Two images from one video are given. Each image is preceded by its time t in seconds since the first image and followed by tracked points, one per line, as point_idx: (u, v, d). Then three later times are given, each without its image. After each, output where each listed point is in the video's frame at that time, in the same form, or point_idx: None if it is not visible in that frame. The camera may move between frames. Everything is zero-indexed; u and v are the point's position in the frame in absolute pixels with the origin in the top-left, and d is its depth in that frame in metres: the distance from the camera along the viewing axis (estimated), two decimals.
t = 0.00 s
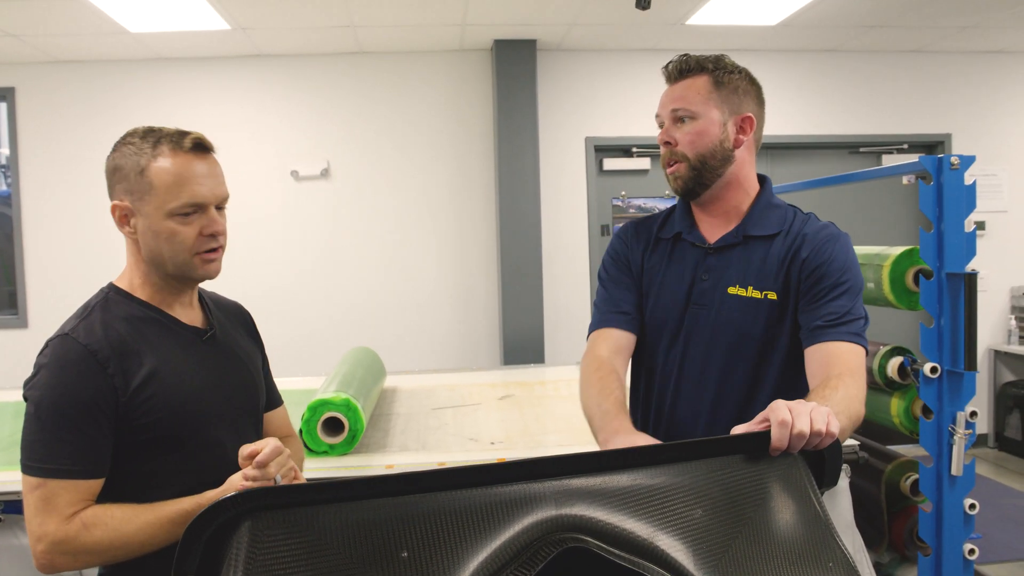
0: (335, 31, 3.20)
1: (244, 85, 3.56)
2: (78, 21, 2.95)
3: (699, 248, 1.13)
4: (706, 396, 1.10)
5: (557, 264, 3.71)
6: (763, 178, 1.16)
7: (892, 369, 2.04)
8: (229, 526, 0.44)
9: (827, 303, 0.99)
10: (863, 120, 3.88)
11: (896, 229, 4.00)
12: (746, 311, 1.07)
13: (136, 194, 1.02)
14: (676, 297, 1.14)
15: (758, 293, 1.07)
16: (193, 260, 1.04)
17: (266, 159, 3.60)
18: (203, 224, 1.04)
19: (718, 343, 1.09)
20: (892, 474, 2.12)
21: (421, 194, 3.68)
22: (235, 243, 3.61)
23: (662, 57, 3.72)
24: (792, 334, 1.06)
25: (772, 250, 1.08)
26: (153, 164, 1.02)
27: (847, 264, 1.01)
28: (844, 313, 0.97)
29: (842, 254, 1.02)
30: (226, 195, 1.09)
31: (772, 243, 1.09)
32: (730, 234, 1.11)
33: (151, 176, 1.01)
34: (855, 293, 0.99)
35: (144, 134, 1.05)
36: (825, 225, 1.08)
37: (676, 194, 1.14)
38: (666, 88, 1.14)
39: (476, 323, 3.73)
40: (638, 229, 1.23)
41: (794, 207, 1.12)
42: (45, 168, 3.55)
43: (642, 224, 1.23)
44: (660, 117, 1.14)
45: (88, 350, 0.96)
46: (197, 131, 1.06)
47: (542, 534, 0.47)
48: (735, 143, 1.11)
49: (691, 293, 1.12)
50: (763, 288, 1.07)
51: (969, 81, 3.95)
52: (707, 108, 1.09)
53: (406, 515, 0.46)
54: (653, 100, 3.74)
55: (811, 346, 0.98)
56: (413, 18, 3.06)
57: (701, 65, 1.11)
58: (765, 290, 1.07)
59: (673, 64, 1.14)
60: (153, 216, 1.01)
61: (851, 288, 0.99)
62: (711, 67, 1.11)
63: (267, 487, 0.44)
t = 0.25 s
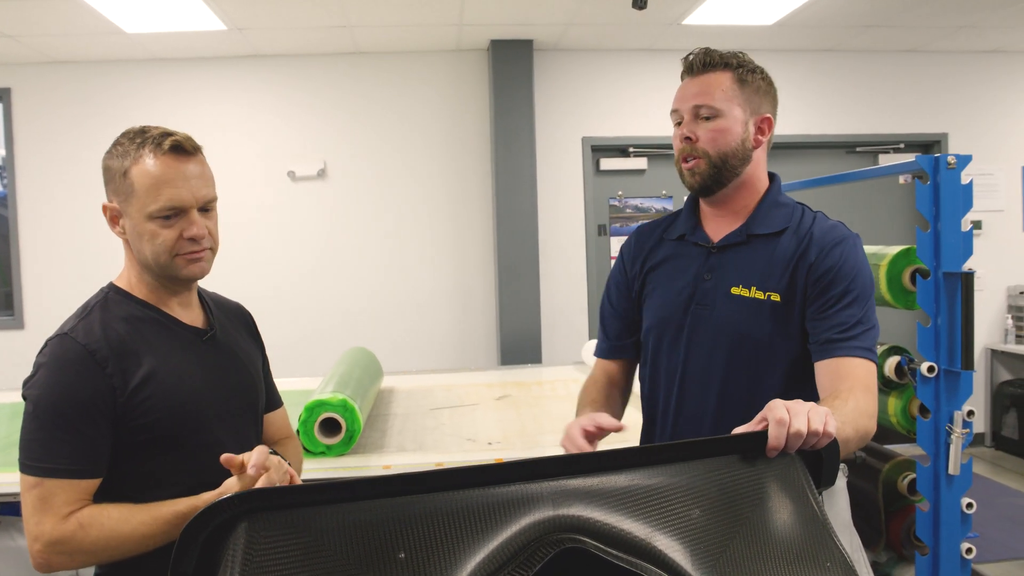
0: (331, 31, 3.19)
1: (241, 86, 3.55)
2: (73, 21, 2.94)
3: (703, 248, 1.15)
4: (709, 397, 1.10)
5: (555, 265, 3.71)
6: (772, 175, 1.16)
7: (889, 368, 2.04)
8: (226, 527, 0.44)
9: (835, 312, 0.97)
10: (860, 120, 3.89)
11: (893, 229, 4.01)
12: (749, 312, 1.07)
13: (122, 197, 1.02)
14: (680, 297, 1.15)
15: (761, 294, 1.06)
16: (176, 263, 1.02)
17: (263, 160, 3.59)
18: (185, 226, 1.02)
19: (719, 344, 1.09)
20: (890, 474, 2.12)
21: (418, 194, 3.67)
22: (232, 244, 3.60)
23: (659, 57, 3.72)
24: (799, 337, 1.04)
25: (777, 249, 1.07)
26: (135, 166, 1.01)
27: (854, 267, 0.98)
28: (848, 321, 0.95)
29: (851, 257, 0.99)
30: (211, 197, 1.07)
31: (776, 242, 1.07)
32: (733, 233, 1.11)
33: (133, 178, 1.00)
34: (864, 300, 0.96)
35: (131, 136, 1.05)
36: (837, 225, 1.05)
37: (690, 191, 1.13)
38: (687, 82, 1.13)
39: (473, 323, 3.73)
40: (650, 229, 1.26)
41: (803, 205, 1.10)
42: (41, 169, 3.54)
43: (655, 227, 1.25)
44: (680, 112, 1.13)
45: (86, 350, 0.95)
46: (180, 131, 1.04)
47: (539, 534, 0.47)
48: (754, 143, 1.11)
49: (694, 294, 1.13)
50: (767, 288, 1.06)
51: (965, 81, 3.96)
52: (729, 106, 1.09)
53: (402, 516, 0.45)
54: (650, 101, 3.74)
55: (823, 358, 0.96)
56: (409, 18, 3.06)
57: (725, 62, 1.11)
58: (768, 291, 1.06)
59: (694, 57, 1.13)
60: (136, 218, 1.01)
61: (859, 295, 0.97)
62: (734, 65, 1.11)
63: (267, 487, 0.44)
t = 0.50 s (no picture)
0: (328, 28, 3.18)
1: (238, 82, 3.54)
2: (69, 17, 2.93)
3: (704, 248, 1.15)
4: (707, 398, 1.11)
5: (553, 263, 3.71)
6: (778, 172, 1.15)
7: (886, 368, 2.04)
8: (221, 525, 0.44)
9: (832, 322, 0.96)
10: (858, 119, 3.89)
11: (891, 229, 4.02)
12: (746, 315, 1.07)
13: (116, 194, 1.02)
14: (682, 298, 1.16)
15: (758, 297, 1.06)
16: (166, 262, 1.02)
17: (261, 157, 3.59)
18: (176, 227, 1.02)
19: (717, 346, 1.10)
20: (886, 473, 2.13)
21: (416, 192, 3.67)
22: (229, 241, 3.60)
23: (657, 56, 3.72)
24: (797, 342, 1.04)
25: (776, 252, 1.06)
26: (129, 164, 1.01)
27: (854, 274, 0.96)
28: (842, 333, 0.94)
29: (850, 263, 0.97)
30: (205, 197, 1.06)
31: (775, 244, 1.06)
32: (734, 234, 1.11)
33: (126, 176, 1.00)
34: (860, 309, 0.94)
35: (128, 133, 1.04)
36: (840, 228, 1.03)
37: (698, 189, 1.13)
38: (696, 78, 1.13)
39: (471, 321, 3.73)
40: (660, 229, 1.27)
41: (807, 205, 1.08)
42: (38, 165, 3.53)
43: (666, 228, 1.26)
44: (689, 107, 1.13)
45: (82, 346, 0.95)
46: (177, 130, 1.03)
47: (534, 532, 0.47)
48: (762, 142, 1.11)
49: (695, 295, 1.14)
50: (764, 292, 1.05)
51: (962, 81, 3.96)
52: (739, 103, 1.09)
53: (397, 512, 0.45)
54: (648, 99, 3.74)
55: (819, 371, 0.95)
56: (407, 15, 3.05)
57: (737, 57, 1.10)
58: (766, 294, 1.05)
59: (706, 51, 1.13)
60: (128, 216, 1.01)
61: (856, 304, 0.95)
62: (745, 61, 1.11)
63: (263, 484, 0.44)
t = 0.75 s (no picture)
0: (328, 26, 3.18)
1: (237, 80, 3.54)
2: (67, 15, 2.92)
3: (707, 247, 1.16)
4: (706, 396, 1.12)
5: (552, 262, 3.71)
6: (783, 169, 1.15)
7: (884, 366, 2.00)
8: (220, 523, 0.44)
9: (827, 325, 0.95)
10: (857, 118, 3.89)
11: (889, 227, 4.02)
12: (744, 315, 1.07)
13: (116, 193, 1.02)
14: (684, 296, 1.17)
15: (756, 297, 1.06)
16: (161, 265, 1.02)
17: (260, 155, 3.58)
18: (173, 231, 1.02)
19: (716, 345, 1.10)
20: (885, 471, 2.14)
21: (416, 190, 3.67)
22: (229, 240, 3.60)
23: (657, 54, 3.72)
24: (795, 342, 1.04)
25: (776, 251, 1.05)
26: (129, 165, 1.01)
27: (849, 276, 0.95)
28: (835, 336, 0.94)
29: (847, 264, 0.96)
30: (204, 203, 1.06)
31: (775, 243, 1.06)
32: (735, 233, 1.11)
33: (126, 177, 1.00)
34: (853, 311, 0.94)
35: (133, 133, 1.04)
36: (841, 227, 1.01)
37: (702, 190, 1.13)
38: (699, 77, 1.12)
39: (471, 320, 3.73)
40: (670, 226, 1.28)
41: (810, 203, 1.07)
42: (37, 163, 3.53)
43: (675, 226, 1.27)
44: (693, 107, 1.12)
45: (81, 343, 0.95)
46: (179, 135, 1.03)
47: (532, 530, 0.47)
48: (766, 142, 1.11)
49: (697, 293, 1.15)
50: (762, 292, 1.05)
51: (961, 80, 3.96)
52: (742, 104, 1.08)
53: (394, 510, 0.45)
54: (647, 98, 3.74)
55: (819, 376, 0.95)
56: (406, 13, 3.05)
57: (740, 56, 1.10)
58: (764, 294, 1.05)
59: (710, 50, 1.12)
60: (127, 216, 1.01)
61: (849, 306, 0.94)
62: (749, 60, 1.10)
63: (263, 481, 0.43)
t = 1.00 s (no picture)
0: (329, 27, 3.19)
1: (239, 81, 3.55)
2: (70, 16, 2.93)
3: (718, 246, 1.16)
4: (717, 397, 1.11)
5: (553, 263, 3.71)
6: (795, 172, 1.15)
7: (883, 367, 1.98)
8: (223, 523, 0.44)
9: (840, 322, 0.95)
10: (858, 120, 3.89)
11: (890, 229, 4.02)
12: (755, 313, 1.07)
13: (124, 195, 1.02)
14: (694, 296, 1.17)
15: (768, 296, 1.06)
16: (175, 265, 1.02)
17: (261, 156, 3.59)
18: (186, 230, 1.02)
19: (726, 344, 1.10)
20: (885, 474, 2.13)
21: (416, 191, 3.67)
22: (229, 240, 3.60)
23: (657, 56, 3.72)
24: (806, 341, 1.04)
25: (787, 250, 1.06)
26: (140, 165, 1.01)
27: (864, 274, 0.96)
28: (849, 333, 0.94)
29: (861, 263, 0.96)
30: (214, 201, 1.06)
31: (787, 242, 1.06)
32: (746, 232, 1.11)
33: (137, 178, 1.00)
34: (870, 309, 0.94)
35: (138, 134, 1.04)
36: (854, 227, 1.02)
37: (712, 194, 1.14)
38: (709, 82, 1.13)
39: (471, 320, 3.73)
40: (679, 228, 1.28)
41: (823, 204, 1.08)
42: (38, 163, 3.53)
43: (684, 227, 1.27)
44: (702, 113, 1.13)
45: (84, 343, 0.95)
46: (188, 134, 1.03)
47: (534, 531, 0.47)
48: (776, 146, 1.11)
49: (707, 293, 1.15)
50: (774, 291, 1.06)
51: (962, 82, 3.96)
52: (752, 108, 1.09)
53: (396, 510, 0.45)
54: (648, 99, 3.74)
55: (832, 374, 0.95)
56: (407, 15, 3.05)
57: (749, 60, 1.10)
58: (776, 292, 1.05)
59: (718, 54, 1.12)
60: (137, 217, 1.01)
61: (866, 303, 0.94)
62: (758, 63, 1.10)
63: (266, 481, 0.44)
